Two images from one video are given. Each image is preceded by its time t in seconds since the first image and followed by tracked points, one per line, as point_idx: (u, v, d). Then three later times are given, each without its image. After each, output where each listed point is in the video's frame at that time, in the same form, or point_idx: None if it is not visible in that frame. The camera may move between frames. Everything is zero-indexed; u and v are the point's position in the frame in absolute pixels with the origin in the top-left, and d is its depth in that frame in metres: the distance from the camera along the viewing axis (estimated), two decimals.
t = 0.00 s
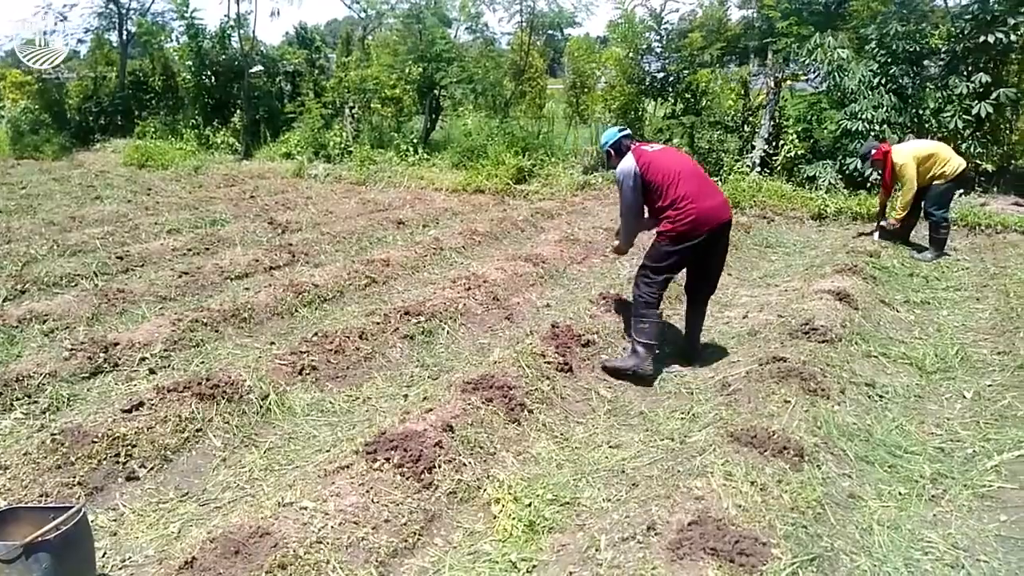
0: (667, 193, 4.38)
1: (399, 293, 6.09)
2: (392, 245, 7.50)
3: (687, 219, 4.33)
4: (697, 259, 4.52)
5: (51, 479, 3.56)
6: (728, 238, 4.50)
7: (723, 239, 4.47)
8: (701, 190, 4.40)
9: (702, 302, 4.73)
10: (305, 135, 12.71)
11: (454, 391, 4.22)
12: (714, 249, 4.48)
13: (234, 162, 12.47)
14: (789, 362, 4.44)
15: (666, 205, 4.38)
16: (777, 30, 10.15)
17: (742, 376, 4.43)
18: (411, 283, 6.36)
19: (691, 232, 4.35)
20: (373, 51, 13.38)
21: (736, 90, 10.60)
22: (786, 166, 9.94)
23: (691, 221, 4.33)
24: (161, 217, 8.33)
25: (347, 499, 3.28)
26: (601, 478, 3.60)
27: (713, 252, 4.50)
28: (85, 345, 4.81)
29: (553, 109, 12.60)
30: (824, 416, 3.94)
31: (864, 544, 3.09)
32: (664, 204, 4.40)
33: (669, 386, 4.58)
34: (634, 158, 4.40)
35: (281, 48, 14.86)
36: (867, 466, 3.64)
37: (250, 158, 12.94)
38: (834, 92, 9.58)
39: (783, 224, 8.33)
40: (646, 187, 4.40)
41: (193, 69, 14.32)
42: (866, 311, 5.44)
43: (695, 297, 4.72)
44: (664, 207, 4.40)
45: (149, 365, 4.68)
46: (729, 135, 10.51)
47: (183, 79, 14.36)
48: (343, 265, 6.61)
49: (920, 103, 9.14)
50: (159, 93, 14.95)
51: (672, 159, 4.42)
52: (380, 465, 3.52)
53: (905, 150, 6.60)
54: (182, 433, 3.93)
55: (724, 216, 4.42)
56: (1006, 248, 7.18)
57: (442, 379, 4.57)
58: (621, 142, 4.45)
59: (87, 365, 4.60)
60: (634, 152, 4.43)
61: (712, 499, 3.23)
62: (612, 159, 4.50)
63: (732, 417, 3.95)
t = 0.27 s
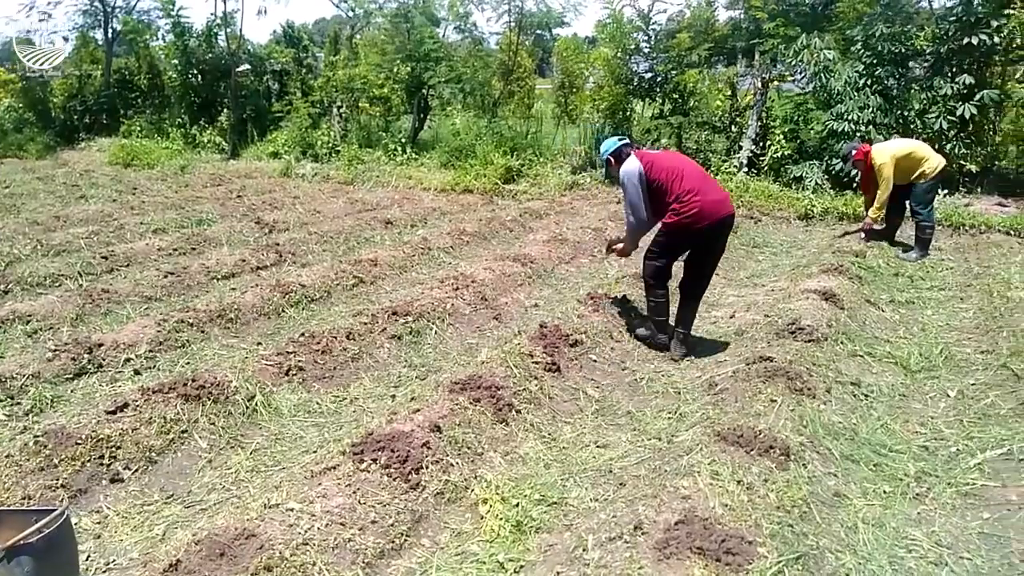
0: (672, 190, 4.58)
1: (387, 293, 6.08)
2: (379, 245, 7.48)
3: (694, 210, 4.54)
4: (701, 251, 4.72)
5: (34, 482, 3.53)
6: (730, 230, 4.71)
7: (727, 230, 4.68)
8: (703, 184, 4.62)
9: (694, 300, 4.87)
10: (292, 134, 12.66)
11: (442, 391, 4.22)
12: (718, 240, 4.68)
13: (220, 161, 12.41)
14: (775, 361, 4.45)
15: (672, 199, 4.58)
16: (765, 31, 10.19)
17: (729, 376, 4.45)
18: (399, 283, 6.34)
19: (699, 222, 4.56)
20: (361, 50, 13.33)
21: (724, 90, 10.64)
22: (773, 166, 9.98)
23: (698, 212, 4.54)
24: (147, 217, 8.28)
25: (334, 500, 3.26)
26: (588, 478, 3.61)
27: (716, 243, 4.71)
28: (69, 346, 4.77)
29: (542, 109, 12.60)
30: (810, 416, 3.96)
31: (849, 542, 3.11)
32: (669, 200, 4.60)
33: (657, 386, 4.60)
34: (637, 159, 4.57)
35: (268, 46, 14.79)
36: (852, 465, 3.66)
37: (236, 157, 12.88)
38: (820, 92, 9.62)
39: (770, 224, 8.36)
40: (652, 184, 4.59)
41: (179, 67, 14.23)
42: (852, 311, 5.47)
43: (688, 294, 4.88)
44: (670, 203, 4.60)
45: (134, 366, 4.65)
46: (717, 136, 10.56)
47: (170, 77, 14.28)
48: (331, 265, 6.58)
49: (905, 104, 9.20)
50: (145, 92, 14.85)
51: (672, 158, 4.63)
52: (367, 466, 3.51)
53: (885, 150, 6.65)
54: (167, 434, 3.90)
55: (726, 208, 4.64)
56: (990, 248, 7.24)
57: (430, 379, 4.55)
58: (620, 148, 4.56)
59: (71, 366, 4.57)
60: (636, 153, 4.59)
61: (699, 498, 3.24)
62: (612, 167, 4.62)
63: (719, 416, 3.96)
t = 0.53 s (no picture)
0: (665, 196, 4.61)
1: (376, 292, 6.06)
2: (369, 244, 7.46)
3: (688, 215, 4.59)
4: (696, 254, 4.75)
5: (19, 483, 3.50)
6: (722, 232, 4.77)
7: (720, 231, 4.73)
8: (694, 188, 4.67)
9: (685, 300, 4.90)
10: (281, 133, 12.61)
11: (431, 391, 4.21)
12: (712, 242, 4.73)
13: (208, 160, 12.34)
14: (764, 360, 4.47)
15: (666, 205, 4.61)
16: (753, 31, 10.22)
17: (717, 375, 4.45)
18: (388, 283, 6.32)
19: (693, 224, 4.60)
20: (350, 49, 13.28)
21: (713, 90, 10.65)
22: (762, 166, 10.01)
23: (692, 215, 4.59)
24: (134, 216, 8.23)
25: (322, 500, 3.25)
26: (578, 477, 3.61)
27: (710, 246, 4.76)
28: (54, 346, 4.73)
29: (532, 109, 12.59)
30: (798, 415, 3.97)
31: (836, 540, 3.12)
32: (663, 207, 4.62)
33: (646, 385, 4.60)
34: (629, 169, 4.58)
35: (257, 44, 14.71)
36: (840, 463, 3.68)
37: (224, 155, 12.81)
38: (808, 92, 9.66)
39: (759, 224, 8.39)
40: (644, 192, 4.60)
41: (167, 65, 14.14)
42: (839, 310, 5.49)
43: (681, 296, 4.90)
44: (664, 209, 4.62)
45: (120, 366, 4.62)
46: (706, 135, 10.59)
47: (157, 75, 14.18)
48: (320, 265, 6.56)
49: (892, 104, 9.25)
50: (132, 89, 14.75)
51: (660, 167, 4.67)
52: (355, 466, 3.50)
53: (876, 149, 6.70)
54: (154, 435, 3.88)
55: (718, 210, 4.69)
56: (976, 248, 7.29)
57: (419, 379, 4.54)
58: (610, 161, 4.58)
59: (57, 366, 4.53)
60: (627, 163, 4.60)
61: (687, 497, 3.24)
62: (603, 182, 4.60)
63: (708, 415, 3.97)
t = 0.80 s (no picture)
0: (665, 201, 4.64)
1: (378, 295, 6.06)
2: (371, 247, 7.47)
3: (690, 216, 4.62)
4: (699, 256, 4.76)
5: (20, 485, 3.51)
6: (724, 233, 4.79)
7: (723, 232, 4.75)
8: (694, 191, 4.71)
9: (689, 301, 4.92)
10: (283, 135, 12.63)
11: (432, 394, 4.21)
12: (715, 243, 4.75)
13: (210, 162, 12.36)
14: (765, 364, 4.46)
15: (667, 210, 4.64)
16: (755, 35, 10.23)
17: (719, 379, 4.44)
18: (390, 285, 6.32)
19: (696, 226, 4.63)
20: (352, 52, 13.28)
21: (714, 94, 10.67)
22: (764, 169, 10.01)
23: (694, 217, 4.61)
24: (136, 218, 8.24)
25: (324, 503, 3.25)
26: (579, 480, 3.60)
27: (713, 247, 4.77)
28: (56, 348, 4.73)
29: (534, 111, 12.59)
30: (800, 419, 3.97)
31: (838, 545, 3.12)
32: (665, 211, 4.64)
33: (647, 389, 4.60)
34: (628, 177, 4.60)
35: (259, 47, 14.73)
36: (842, 467, 3.67)
37: (226, 158, 12.83)
38: (810, 96, 9.66)
39: (760, 227, 8.39)
40: (644, 199, 4.63)
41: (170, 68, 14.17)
42: (841, 314, 5.49)
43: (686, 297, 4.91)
44: (665, 214, 4.65)
45: (123, 368, 4.62)
46: (708, 139, 10.59)
47: (160, 77, 14.20)
48: (321, 267, 6.56)
49: (894, 108, 9.25)
50: (135, 92, 14.78)
51: (658, 174, 4.71)
52: (357, 468, 3.50)
53: (874, 161, 6.68)
54: (156, 437, 3.88)
55: (719, 211, 4.72)
56: (978, 251, 7.28)
57: (421, 382, 4.54)
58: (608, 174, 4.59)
59: (59, 368, 4.53)
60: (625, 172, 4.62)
61: (689, 501, 3.23)
62: (602, 195, 4.62)
63: (709, 419, 3.96)
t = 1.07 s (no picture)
0: (659, 206, 4.69)
1: (375, 301, 6.05)
2: (368, 252, 7.47)
3: (683, 219, 4.66)
4: (694, 260, 4.80)
5: (15, 491, 3.50)
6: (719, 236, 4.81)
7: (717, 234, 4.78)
8: (686, 196, 4.76)
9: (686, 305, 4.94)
10: (280, 141, 12.64)
11: (429, 400, 4.20)
12: (710, 246, 4.78)
13: (208, 167, 12.36)
14: (762, 370, 4.46)
15: (661, 214, 4.69)
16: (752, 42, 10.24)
17: (716, 385, 4.44)
18: (386, 291, 6.32)
19: (689, 230, 4.67)
20: (350, 58, 13.29)
21: (711, 100, 10.70)
22: (761, 176, 10.04)
23: (687, 221, 4.66)
24: (134, 223, 8.24)
25: (320, 510, 3.24)
26: (576, 487, 3.60)
27: (708, 250, 4.80)
28: (52, 353, 4.72)
29: (532, 118, 12.60)
30: (797, 425, 3.97)
31: (835, 552, 3.12)
32: (658, 216, 4.70)
33: (644, 395, 4.60)
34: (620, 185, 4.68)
35: (257, 53, 14.74)
36: (838, 474, 3.67)
37: (224, 163, 12.84)
38: (806, 103, 9.69)
39: (757, 234, 8.41)
40: (637, 205, 4.69)
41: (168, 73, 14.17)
42: (838, 320, 5.49)
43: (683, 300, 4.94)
44: (659, 218, 4.70)
45: (118, 374, 4.61)
46: (705, 145, 10.61)
47: (158, 83, 14.20)
48: (319, 273, 6.56)
49: (890, 115, 9.28)
50: (133, 97, 14.79)
51: (652, 181, 4.77)
52: (353, 475, 3.50)
53: (868, 169, 6.72)
54: (151, 443, 3.87)
55: (714, 214, 4.75)
56: (974, 258, 7.29)
57: (418, 388, 4.53)
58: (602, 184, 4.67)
59: (54, 374, 4.52)
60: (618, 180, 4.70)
61: (686, 508, 3.23)
62: (597, 203, 4.69)
63: (706, 425, 3.97)
